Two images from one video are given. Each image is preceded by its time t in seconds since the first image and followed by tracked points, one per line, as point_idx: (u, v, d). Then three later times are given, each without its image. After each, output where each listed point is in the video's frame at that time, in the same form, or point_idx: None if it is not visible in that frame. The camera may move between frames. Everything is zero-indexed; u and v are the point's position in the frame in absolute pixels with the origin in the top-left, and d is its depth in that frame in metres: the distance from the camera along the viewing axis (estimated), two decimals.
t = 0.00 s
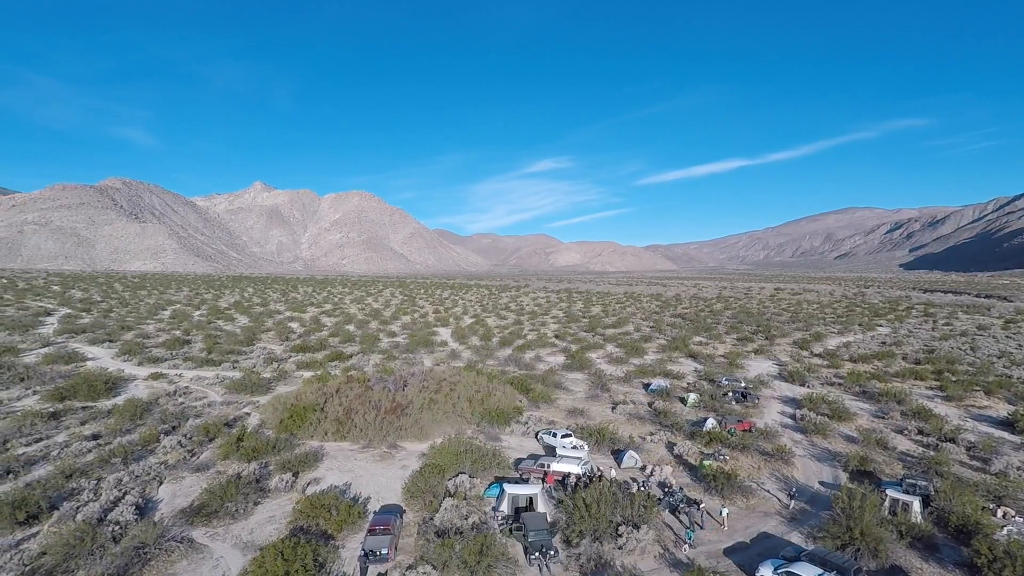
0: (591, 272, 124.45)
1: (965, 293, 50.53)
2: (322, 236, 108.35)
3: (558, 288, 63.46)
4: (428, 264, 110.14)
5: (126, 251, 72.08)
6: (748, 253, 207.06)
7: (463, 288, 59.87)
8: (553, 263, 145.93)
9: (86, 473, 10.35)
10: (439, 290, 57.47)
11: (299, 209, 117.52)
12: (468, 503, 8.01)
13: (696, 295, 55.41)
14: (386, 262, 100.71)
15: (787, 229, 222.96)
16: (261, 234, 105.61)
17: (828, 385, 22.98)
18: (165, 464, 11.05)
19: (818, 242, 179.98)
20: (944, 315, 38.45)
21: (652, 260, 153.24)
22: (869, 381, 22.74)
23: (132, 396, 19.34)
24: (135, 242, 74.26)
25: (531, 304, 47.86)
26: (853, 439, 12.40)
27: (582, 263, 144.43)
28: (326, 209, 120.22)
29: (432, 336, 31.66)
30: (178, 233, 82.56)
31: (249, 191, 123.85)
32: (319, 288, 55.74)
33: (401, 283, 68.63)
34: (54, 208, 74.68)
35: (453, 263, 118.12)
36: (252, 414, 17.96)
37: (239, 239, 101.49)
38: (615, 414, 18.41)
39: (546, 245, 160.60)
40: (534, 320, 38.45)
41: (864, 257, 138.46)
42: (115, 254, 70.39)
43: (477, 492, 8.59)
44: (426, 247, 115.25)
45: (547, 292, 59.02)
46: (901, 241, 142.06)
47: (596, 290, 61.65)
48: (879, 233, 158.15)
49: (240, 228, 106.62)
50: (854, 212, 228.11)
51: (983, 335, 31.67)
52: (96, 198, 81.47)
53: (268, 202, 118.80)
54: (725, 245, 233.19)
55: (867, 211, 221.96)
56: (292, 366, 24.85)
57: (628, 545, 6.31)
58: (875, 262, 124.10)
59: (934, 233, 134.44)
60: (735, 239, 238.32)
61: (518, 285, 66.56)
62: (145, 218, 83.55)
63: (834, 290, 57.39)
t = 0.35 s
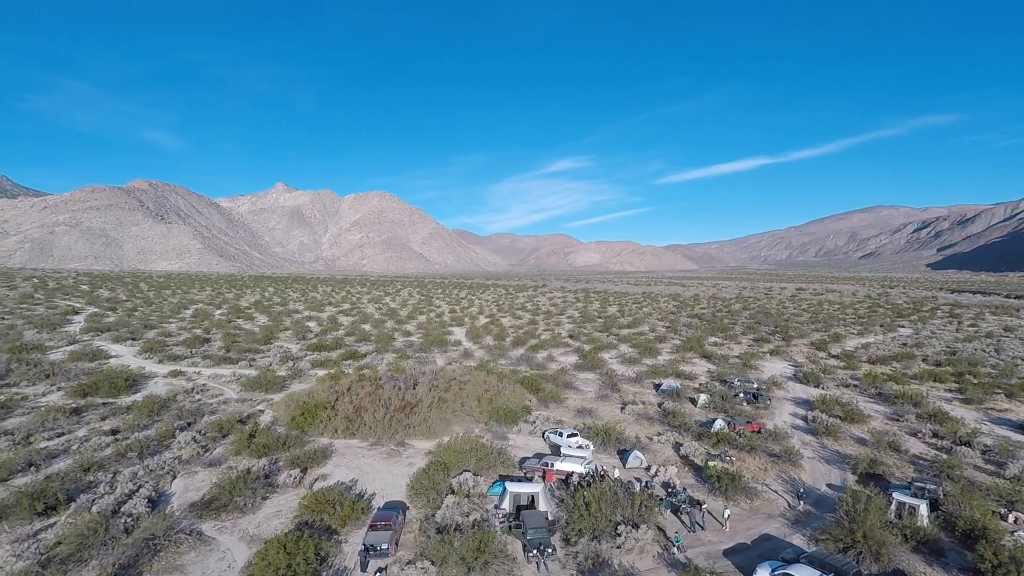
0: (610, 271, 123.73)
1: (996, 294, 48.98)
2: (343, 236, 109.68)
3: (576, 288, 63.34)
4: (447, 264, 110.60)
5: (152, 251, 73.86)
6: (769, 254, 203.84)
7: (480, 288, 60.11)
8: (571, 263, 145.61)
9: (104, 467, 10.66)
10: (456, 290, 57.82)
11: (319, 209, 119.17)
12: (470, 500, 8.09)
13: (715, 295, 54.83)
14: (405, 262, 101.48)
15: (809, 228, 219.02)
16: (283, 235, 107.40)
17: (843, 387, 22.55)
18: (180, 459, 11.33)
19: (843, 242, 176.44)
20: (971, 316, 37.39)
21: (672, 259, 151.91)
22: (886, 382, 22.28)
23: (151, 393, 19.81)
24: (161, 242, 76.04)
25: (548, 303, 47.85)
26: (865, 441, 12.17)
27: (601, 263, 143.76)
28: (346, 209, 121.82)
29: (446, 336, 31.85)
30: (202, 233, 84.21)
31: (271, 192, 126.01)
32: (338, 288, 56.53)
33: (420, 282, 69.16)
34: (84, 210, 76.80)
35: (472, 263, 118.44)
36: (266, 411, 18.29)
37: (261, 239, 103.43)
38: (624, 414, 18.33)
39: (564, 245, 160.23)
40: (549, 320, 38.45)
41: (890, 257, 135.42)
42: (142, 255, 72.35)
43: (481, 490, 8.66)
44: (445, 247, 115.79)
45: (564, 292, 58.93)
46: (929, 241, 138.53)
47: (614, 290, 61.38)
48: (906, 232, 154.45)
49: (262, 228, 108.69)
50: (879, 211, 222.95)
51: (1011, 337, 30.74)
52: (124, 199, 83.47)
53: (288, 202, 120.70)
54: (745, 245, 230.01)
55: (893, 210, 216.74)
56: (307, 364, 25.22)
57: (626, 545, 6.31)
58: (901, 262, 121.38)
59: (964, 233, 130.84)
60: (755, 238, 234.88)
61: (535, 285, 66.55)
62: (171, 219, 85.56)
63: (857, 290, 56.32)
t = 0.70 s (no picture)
0: (629, 271, 122.91)
1: None
2: (363, 236, 110.87)
3: (593, 288, 63.12)
4: (466, 263, 110.92)
5: (177, 251, 75.62)
6: (792, 253, 200.54)
7: (497, 288, 60.26)
8: (590, 263, 145.18)
9: (120, 461, 10.97)
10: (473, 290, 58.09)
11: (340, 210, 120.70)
12: (471, 498, 8.15)
13: (734, 295, 54.23)
14: (424, 262, 102.15)
15: (833, 228, 214.86)
16: (304, 235, 109.05)
17: (858, 389, 22.12)
18: (193, 455, 11.60)
19: (867, 242, 172.84)
20: (1000, 318, 36.31)
21: (692, 260, 150.50)
22: (903, 384, 21.81)
23: (169, 390, 20.28)
24: (186, 242, 77.67)
25: (564, 303, 47.81)
26: (877, 443, 11.96)
27: (619, 263, 142.95)
28: (366, 210, 123.22)
29: (459, 335, 32.03)
30: (225, 234, 85.84)
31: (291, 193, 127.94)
32: (358, 288, 57.26)
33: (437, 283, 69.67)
34: (112, 211, 78.82)
35: (490, 263, 118.69)
36: (279, 409, 18.60)
37: (283, 240, 105.32)
38: (633, 414, 18.24)
39: (583, 245, 159.95)
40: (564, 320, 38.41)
41: (917, 256, 132.25)
42: (167, 255, 74.27)
43: (484, 488, 8.72)
44: (465, 247, 116.09)
45: (581, 291, 58.81)
46: (958, 240, 135.00)
47: (631, 291, 61.08)
48: (934, 231, 150.70)
49: (284, 228, 110.69)
50: (905, 210, 217.52)
51: None
52: (150, 201, 85.25)
53: (308, 203, 122.55)
54: (766, 245, 226.70)
55: (920, 209, 211.42)
56: (321, 363, 25.58)
57: (624, 543, 6.33)
58: (929, 262, 118.50)
59: (996, 232, 127.15)
60: (776, 238, 231.24)
61: (552, 285, 66.49)
62: (195, 219, 87.47)
63: (882, 290, 55.16)
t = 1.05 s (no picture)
0: (648, 271, 121.98)
1: None
2: (382, 237, 111.98)
3: (611, 288, 62.86)
4: (484, 263, 111.09)
5: (201, 252, 77.31)
6: (815, 253, 196.98)
7: (514, 288, 60.43)
8: (609, 263, 144.58)
9: (136, 456, 11.29)
10: (491, 290, 58.32)
11: (360, 210, 122.11)
12: (474, 495, 8.24)
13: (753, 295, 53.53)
14: (443, 262, 102.79)
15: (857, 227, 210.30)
16: (325, 235, 110.61)
17: (874, 391, 21.70)
18: (207, 450, 11.89)
19: (894, 241, 168.93)
20: None
21: (713, 258, 148.67)
22: (921, 386, 21.32)
23: (187, 387, 20.77)
24: (211, 243, 79.18)
25: (581, 303, 47.73)
26: (888, 446, 11.73)
27: (638, 263, 142.07)
28: (386, 210, 124.52)
29: (473, 335, 32.19)
30: (249, 235, 87.09)
31: (310, 194, 129.79)
32: (376, 288, 57.90)
33: (455, 282, 70.06)
34: (139, 212, 80.84)
35: (509, 263, 118.73)
36: (291, 407, 18.92)
37: (305, 240, 107.16)
38: (642, 414, 18.16)
39: (602, 245, 159.30)
40: (579, 320, 38.37)
41: (947, 255, 128.79)
42: (192, 255, 76.13)
43: (487, 486, 8.79)
44: (484, 247, 116.17)
45: (599, 291, 58.61)
46: (990, 238, 131.18)
47: (649, 290, 60.70)
48: (965, 229, 146.61)
49: (305, 228, 112.60)
50: (933, 208, 211.91)
51: None
52: (176, 202, 87.04)
53: (329, 203, 124.38)
54: (788, 244, 222.95)
55: (948, 207, 205.69)
56: (335, 362, 25.91)
57: (623, 542, 6.34)
58: (959, 261, 115.33)
59: None
60: (798, 237, 227.29)
61: (569, 285, 66.37)
62: (219, 220, 89.24)
63: (909, 291, 53.83)
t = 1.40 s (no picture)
0: (668, 271, 120.86)
1: None
2: (401, 237, 112.93)
3: (629, 288, 62.51)
4: (504, 263, 110.95)
5: (224, 252, 78.87)
6: (839, 252, 193.16)
7: (531, 288, 60.43)
8: (628, 263, 143.74)
9: (151, 451, 11.60)
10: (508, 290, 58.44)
11: (379, 210, 123.30)
12: (476, 493, 8.33)
13: (773, 295, 52.78)
14: (462, 262, 103.21)
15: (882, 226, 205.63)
16: (345, 235, 111.98)
17: (890, 392, 21.26)
18: (219, 446, 12.16)
19: (922, 240, 164.86)
20: None
21: (734, 258, 146.76)
22: (938, 388, 20.84)
23: (203, 384, 21.21)
24: (235, 243, 80.76)
25: (597, 303, 47.55)
26: (900, 448, 11.52)
27: (657, 263, 140.96)
28: (405, 211, 125.60)
29: (487, 335, 32.30)
30: (272, 236, 88.52)
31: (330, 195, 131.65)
32: (394, 288, 58.42)
33: (472, 282, 70.35)
34: (165, 213, 82.77)
35: (528, 263, 118.50)
36: (303, 404, 19.21)
37: (325, 240, 108.79)
38: (651, 414, 18.06)
39: (620, 245, 158.40)
40: (594, 320, 38.27)
41: (978, 255, 125.19)
42: (216, 255, 77.82)
43: (490, 484, 8.86)
44: (503, 247, 116.13)
45: (617, 291, 58.28)
46: None
47: (668, 290, 60.21)
48: (997, 228, 142.40)
49: (325, 228, 114.28)
50: (962, 206, 206.03)
51: None
52: (199, 202, 88.94)
53: (349, 203, 125.99)
54: (811, 243, 218.94)
55: (979, 206, 199.68)
56: (349, 360, 26.22)
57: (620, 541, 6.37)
58: (991, 260, 111.97)
59: None
60: (820, 236, 223.11)
61: (587, 284, 66.14)
62: (242, 220, 90.92)
63: (937, 291, 52.42)
